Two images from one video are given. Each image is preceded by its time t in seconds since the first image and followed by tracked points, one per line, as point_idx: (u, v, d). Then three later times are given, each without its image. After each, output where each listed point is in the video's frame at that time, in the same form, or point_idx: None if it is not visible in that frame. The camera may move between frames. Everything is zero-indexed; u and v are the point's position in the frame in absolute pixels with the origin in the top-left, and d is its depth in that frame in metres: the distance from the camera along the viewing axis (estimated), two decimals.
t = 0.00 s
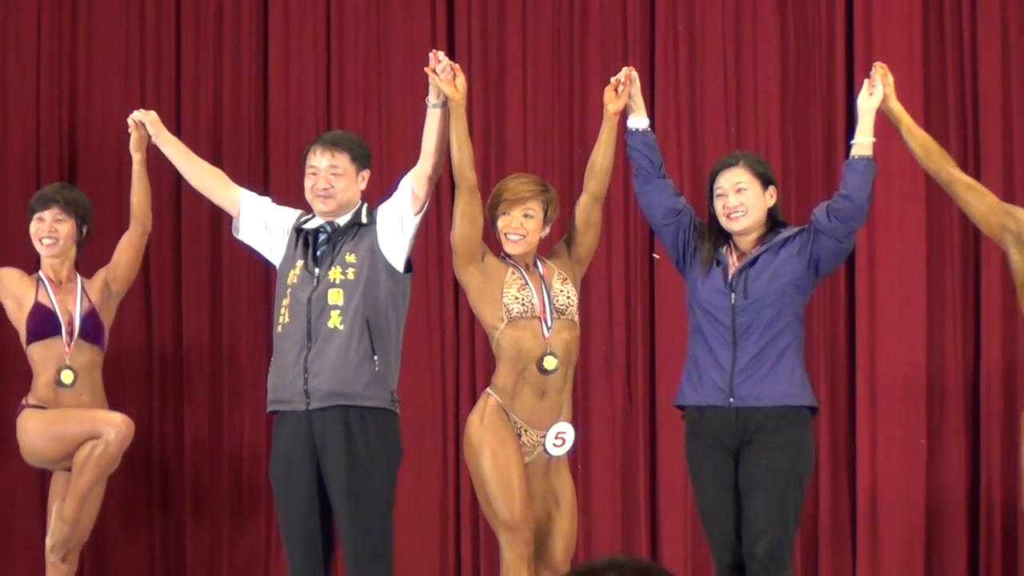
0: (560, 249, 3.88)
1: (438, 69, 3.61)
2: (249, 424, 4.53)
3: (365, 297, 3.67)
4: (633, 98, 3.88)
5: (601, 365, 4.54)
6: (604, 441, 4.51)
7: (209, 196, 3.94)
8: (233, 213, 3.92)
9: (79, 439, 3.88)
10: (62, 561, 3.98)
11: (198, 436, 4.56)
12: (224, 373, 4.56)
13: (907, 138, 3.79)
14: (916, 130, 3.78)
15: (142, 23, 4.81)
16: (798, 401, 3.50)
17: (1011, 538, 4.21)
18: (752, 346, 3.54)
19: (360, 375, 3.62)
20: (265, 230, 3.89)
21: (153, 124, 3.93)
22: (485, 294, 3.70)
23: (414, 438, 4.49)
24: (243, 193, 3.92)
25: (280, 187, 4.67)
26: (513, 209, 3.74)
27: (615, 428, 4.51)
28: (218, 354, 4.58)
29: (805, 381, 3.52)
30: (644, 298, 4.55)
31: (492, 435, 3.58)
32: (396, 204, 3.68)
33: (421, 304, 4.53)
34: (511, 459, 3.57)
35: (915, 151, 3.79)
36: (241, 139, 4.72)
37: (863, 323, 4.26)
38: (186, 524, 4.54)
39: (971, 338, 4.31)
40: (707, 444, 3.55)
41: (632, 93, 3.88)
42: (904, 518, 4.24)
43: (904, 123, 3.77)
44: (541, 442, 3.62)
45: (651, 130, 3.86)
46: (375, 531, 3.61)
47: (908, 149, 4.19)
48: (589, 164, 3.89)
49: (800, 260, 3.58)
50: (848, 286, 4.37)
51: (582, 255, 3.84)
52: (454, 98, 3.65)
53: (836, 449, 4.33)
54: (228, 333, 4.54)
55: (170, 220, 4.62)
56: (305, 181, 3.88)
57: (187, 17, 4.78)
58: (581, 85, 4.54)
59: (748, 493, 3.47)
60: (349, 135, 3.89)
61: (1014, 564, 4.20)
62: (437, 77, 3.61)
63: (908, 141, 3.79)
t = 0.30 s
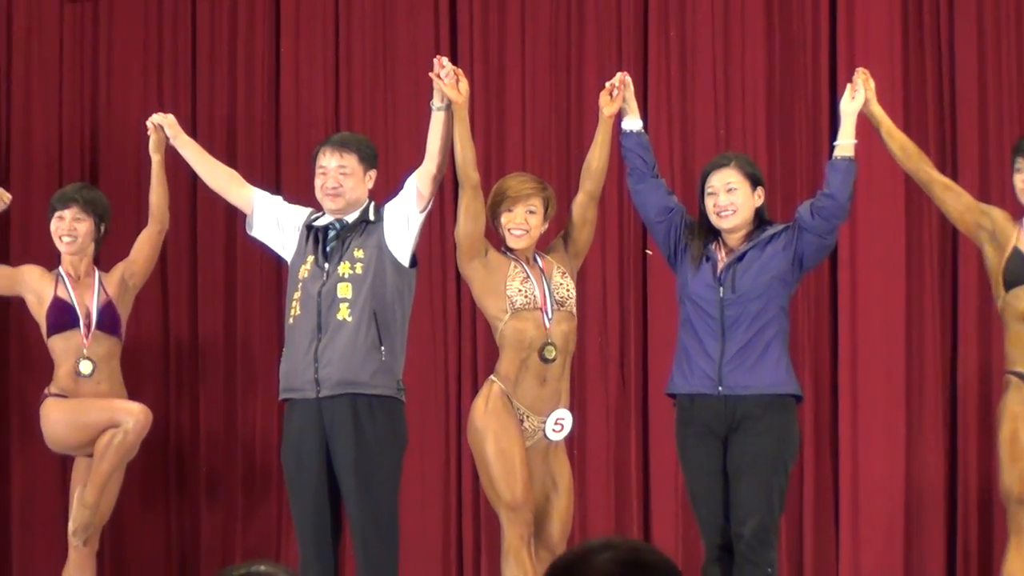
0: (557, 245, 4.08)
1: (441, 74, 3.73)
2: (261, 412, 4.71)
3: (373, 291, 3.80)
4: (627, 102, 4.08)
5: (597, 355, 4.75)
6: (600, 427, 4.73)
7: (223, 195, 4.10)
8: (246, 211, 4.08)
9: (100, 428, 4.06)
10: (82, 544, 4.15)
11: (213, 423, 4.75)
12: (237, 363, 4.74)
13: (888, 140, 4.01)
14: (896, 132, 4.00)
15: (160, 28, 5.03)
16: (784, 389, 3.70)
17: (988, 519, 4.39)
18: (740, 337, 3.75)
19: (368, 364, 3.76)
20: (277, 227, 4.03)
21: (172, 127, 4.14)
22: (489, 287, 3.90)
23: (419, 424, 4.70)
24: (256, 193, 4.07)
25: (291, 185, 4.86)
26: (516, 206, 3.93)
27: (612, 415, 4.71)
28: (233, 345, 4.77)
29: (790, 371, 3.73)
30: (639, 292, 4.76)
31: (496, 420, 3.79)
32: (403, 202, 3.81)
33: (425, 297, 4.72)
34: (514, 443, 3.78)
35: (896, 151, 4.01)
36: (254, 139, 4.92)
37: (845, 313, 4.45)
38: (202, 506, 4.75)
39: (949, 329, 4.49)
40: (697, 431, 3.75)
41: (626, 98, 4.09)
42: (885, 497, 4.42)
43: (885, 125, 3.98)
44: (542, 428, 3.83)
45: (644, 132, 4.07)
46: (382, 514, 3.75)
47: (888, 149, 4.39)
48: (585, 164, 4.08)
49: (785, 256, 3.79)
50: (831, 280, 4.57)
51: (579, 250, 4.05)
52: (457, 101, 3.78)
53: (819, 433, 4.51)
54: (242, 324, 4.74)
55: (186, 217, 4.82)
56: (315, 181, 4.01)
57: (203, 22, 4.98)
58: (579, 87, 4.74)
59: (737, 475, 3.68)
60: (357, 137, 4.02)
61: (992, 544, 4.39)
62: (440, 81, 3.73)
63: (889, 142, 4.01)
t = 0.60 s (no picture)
0: (554, 243, 4.28)
1: (444, 81, 3.89)
2: (270, 406, 4.90)
3: (377, 288, 3.96)
4: (620, 108, 4.27)
5: (591, 349, 4.95)
6: (595, 419, 4.93)
7: (234, 197, 4.28)
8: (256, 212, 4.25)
9: (120, 421, 4.27)
10: (102, 531, 4.34)
11: (224, 415, 4.94)
12: (249, 358, 4.94)
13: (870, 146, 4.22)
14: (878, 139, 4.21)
15: (174, 35, 5.21)
16: (770, 382, 3.88)
17: (965, 506, 4.60)
18: (728, 332, 3.93)
19: (373, 358, 3.92)
20: (286, 227, 4.20)
21: (184, 133, 4.31)
22: (492, 283, 4.10)
23: (421, 416, 4.90)
24: (265, 195, 4.23)
25: (299, 188, 5.06)
26: (521, 207, 4.13)
27: (607, 407, 4.92)
28: (244, 341, 4.96)
29: (776, 364, 3.91)
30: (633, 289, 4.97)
31: (499, 408, 3.99)
32: (407, 203, 3.99)
33: (428, 295, 4.92)
34: (516, 432, 3.98)
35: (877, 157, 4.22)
36: (264, 143, 5.12)
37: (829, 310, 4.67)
38: (214, 494, 4.94)
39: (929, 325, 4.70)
40: (687, 422, 3.94)
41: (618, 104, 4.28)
42: (866, 483, 4.61)
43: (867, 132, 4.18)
44: (541, 417, 4.03)
45: (636, 137, 4.28)
46: (387, 501, 3.91)
47: (869, 153, 4.59)
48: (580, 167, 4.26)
49: (772, 255, 3.98)
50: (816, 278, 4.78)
51: (574, 247, 4.25)
52: (459, 108, 3.94)
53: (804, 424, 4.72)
54: (253, 321, 4.92)
55: (199, 218, 5.01)
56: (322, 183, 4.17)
57: (214, 29, 5.17)
58: (577, 92, 4.92)
59: (725, 464, 3.87)
60: (362, 140, 4.17)
61: (968, 529, 4.60)
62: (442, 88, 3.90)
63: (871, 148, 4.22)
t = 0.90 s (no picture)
0: (547, 238, 4.48)
1: (444, 85, 4.09)
2: (281, 395, 5.12)
3: (381, 282, 4.15)
4: (611, 110, 4.45)
5: (588, 342, 5.15)
6: (592, 408, 5.13)
7: (244, 195, 4.47)
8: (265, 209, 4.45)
9: (137, 409, 4.47)
10: (120, 514, 4.54)
11: (236, 404, 5.15)
12: (259, 349, 5.15)
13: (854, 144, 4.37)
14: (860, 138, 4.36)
15: (187, 40, 5.41)
16: (759, 371, 4.04)
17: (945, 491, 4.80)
18: (719, 324, 4.08)
19: (377, 349, 4.10)
20: (294, 223, 4.40)
21: (197, 134, 4.51)
22: (489, 278, 4.29)
23: (424, 405, 5.10)
24: (273, 193, 4.43)
25: (307, 187, 5.26)
26: (517, 204, 4.34)
27: (603, 395, 5.12)
28: (254, 333, 5.17)
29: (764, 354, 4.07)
30: (628, 283, 5.17)
31: (498, 396, 4.19)
32: (409, 200, 4.16)
33: (431, 289, 5.13)
34: (514, 419, 4.18)
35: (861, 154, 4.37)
36: (273, 144, 5.32)
37: (812, 299, 4.87)
38: (226, 478, 5.14)
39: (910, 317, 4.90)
40: (679, 409, 4.10)
41: (609, 105, 4.46)
42: (850, 468, 4.82)
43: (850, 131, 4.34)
44: (537, 406, 4.25)
45: (627, 137, 4.43)
46: (392, 485, 4.09)
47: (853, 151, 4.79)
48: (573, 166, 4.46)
49: (760, 249, 4.10)
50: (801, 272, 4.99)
51: (567, 242, 4.46)
52: (458, 109, 4.13)
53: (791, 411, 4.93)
54: (263, 314, 5.14)
55: (211, 215, 5.22)
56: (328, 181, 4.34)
57: (225, 35, 5.37)
58: (574, 94, 5.12)
59: (717, 450, 4.02)
60: (365, 140, 4.35)
61: (948, 512, 4.79)
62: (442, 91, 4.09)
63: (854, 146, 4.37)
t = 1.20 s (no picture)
0: (543, 237, 4.69)
1: (446, 92, 4.20)
2: (290, 387, 5.34)
3: (386, 279, 4.28)
4: (604, 115, 4.61)
5: (584, 336, 5.37)
6: (588, 399, 5.35)
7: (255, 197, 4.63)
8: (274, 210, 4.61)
9: (151, 400, 4.67)
10: (136, 501, 4.75)
11: (247, 396, 5.37)
12: (269, 344, 5.36)
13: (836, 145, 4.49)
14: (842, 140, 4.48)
15: (198, 47, 5.62)
16: (747, 363, 4.17)
17: (924, 478, 5.03)
18: (709, 319, 4.21)
19: (382, 343, 4.24)
20: (302, 223, 4.57)
21: (208, 137, 4.71)
22: (488, 276, 4.49)
23: (427, 396, 5.32)
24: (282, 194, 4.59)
25: (315, 188, 5.48)
26: (515, 205, 4.55)
27: (600, 387, 5.34)
28: (265, 328, 5.38)
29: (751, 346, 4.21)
30: (623, 280, 5.38)
31: (497, 388, 4.39)
32: (412, 200, 4.29)
33: (434, 285, 5.35)
34: (511, 409, 4.37)
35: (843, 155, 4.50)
36: (282, 147, 5.53)
37: (797, 296, 5.09)
38: (237, 468, 5.35)
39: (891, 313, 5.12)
40: (671, 400, 4.24)
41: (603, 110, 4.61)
42: (835, 457, 5.04)
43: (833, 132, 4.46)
44: (534, 397, 4.45)
45: (620, 141, 4.58)
46: (395, 475, 4.22)
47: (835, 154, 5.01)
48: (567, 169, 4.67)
49: (747, 248, 4.24)
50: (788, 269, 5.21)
51: (561, 241, 4.67)
52: (459, 114, 4.26)
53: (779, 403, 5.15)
54: (272, 310, 5.35)
55: (223, 215, 5.44)
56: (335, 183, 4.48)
57: (235, 42, 5.58)
58: (570, 99, 5.33)
59: (706, 440, 4.15)
60: (370, 143, 4.47)
61: (926, 498, 5.03)
62: (444, 97, 4.21)
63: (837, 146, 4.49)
